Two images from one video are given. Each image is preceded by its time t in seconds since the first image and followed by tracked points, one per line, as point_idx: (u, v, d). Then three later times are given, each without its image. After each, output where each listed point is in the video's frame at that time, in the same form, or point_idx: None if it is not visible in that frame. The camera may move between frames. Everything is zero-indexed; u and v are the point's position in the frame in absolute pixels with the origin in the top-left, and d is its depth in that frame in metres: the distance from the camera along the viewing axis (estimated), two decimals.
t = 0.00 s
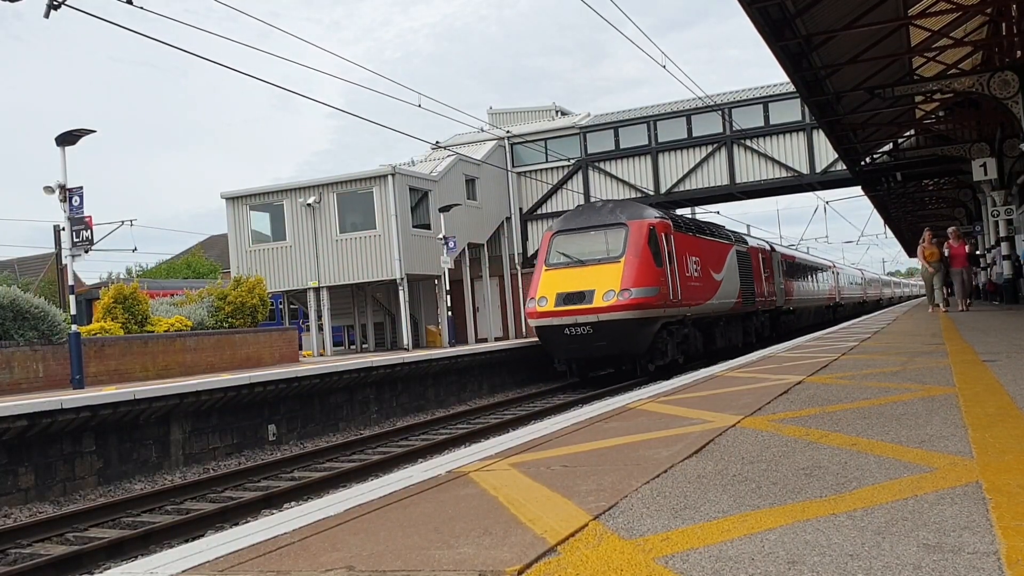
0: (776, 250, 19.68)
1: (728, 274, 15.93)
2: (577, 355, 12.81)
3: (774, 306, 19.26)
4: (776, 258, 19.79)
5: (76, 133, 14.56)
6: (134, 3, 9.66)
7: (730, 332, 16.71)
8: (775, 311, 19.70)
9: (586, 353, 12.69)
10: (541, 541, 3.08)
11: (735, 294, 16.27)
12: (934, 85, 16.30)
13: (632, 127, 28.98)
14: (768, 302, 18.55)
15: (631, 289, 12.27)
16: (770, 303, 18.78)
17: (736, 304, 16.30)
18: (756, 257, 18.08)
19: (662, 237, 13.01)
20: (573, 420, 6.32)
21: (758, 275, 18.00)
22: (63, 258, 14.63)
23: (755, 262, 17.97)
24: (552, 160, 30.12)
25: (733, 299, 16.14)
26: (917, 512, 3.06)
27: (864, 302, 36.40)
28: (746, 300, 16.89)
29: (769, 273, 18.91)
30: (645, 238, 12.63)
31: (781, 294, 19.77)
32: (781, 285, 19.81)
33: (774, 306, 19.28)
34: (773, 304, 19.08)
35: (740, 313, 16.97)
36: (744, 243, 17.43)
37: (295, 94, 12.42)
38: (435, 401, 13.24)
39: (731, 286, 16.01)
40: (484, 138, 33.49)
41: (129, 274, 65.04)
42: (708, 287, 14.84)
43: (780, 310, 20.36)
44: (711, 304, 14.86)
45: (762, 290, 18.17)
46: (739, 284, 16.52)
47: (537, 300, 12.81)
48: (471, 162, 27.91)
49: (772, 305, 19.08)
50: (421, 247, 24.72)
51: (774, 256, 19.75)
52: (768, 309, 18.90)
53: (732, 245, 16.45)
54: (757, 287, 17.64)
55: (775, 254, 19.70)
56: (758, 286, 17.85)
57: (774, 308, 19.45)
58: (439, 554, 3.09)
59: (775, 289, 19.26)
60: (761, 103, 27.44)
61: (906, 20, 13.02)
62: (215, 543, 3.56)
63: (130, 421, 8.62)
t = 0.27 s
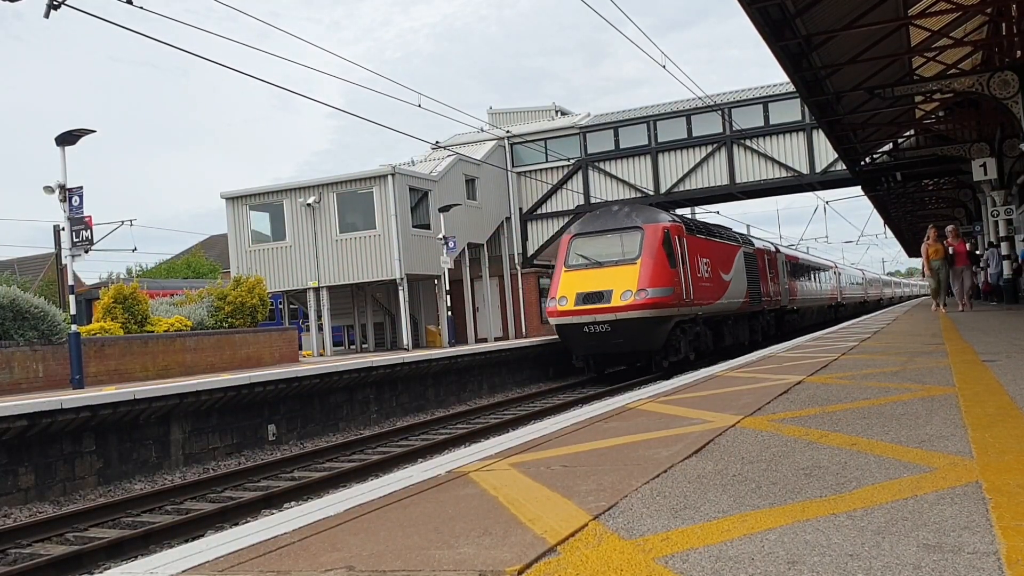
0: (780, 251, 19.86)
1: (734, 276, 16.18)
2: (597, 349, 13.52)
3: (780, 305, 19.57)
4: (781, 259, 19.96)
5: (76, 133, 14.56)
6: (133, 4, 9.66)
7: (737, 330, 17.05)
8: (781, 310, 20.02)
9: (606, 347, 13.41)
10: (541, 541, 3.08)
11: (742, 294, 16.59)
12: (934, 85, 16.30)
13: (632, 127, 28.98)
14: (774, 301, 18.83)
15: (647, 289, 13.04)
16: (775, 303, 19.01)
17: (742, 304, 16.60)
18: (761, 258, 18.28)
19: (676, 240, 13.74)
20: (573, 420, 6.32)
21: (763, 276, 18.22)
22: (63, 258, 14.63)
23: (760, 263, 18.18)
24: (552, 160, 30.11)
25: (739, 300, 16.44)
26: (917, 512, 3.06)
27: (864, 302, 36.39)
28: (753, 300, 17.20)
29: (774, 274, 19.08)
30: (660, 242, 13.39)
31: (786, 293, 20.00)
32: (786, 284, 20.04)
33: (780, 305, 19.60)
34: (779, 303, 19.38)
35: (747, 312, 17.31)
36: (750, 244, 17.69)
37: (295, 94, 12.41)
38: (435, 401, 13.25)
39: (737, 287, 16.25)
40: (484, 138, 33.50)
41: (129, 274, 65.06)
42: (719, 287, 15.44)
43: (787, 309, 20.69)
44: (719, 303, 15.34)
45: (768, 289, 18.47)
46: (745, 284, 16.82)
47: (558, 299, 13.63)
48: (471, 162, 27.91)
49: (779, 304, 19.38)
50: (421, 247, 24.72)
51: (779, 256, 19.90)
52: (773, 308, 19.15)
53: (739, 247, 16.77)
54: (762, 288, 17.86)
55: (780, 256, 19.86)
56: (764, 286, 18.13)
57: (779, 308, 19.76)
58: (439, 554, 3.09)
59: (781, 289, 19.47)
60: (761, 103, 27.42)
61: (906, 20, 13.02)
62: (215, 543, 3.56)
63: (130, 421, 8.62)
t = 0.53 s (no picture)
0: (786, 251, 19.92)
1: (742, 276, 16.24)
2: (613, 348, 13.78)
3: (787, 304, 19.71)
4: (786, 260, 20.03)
5: (76, 133, 14.55)
6: (133, 4, 9.67)
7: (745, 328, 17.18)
8: (787, 308, 20.14)
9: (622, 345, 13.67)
10: (541, 541, 3.07)
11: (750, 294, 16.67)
12: (934, 85, 16.30)
13: (632, 127, 28.98)
14: (780, 300, 18.94)
15: (662, 288, 13.27)
16: (781, 303, 19.07)
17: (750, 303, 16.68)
18: (767, 258, 18.33)
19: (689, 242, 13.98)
20: (573, 420, 6.31)
21: (770, 276, 18.28)
22: (63, 258, 14.63)
23: (767, 264, 18.24)
24: (551, 160, 30.10)
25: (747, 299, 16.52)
26: (917, 512, 3.06)
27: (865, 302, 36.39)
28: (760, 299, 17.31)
29: (780, 275, 19.13)
30: (673, 243, 13.63)
31: (792, 293, 20.10)
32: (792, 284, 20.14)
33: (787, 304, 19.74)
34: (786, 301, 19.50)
35: (755, 311, 17.44)
36: (757, 245, 17.76)
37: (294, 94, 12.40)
38: (435, 401, 13.25)
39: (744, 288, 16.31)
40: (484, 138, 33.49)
41: (129, 274, 65.07)
42: (730, 287, 15.59)
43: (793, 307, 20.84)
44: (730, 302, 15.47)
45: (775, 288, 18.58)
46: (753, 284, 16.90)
47: (576, 299, 13.91)
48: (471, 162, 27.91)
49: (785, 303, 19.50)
50: (421, 247, 24.71)
51: (784, 257, 19.95)
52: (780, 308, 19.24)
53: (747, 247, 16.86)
54: (768, 288, 17.92)
55: (785, 257, 19.92)
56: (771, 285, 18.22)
57: (786, 307, 19.87)
58: (439, 553, 3.09)
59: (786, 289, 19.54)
60: (761, 103, 27.40)
61: (906, 19, 13.01)
62: (215, 543, 3.55)
63: (130, 420, 8.62)
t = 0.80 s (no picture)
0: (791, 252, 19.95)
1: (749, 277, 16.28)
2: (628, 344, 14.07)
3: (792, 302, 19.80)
4: (790, 260, 20.06)
5: (76, 133, 14.55)
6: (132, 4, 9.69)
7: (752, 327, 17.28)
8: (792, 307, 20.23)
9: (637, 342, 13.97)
10: (541, 541, 3.07)
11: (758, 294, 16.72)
12: (934, 85, 16.30)
13: (632, 127, 28.98)
14: (786, 300, 19.00)
15: (676, 288, 13.52)
16: (786, 303, 19.11)
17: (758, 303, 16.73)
18: (773, 258, 18.37)
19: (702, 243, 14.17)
20: (573, 420, 6.31)
21: (776, 276, 18.32)
22: (63, 258, 14.63)
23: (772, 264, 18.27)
24: (552, 160, 30.09)
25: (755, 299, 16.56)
26: (917, 512, 3.06)
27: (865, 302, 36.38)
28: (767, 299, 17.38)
29: (785, 275, 19.16)
30: (686, 244, 13.85)
31: (796, 292, 20.16)
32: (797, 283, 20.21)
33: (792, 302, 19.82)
34: (791, 300, 19.58)
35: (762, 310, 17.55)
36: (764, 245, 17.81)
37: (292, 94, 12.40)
38: (435, 401, 13.25)
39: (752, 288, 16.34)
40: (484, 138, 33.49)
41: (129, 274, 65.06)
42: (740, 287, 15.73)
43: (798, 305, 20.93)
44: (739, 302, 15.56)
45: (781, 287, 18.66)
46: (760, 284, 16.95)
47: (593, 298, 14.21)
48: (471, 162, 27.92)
49: (790, 302, 19.57)
50: (421, 247, 24.72)
51: (789, 258, 19.98)
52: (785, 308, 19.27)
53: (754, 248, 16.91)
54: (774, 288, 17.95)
55: (790, 258, 19.95)
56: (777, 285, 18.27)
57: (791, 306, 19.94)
58: (439, 553, 3.09)
59: (791, 289, 19.57)
60: (761, 103, 27.37)
61: (905, 19, 13.01)
62: (215, 543, 3.55)
63: (130, 420, 8.62)
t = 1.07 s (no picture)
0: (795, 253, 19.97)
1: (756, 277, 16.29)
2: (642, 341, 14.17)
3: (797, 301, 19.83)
4: (794, 261, 20.08)
5: (76, 133, 14.55)
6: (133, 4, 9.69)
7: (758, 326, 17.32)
8: (797, 306, 20.27)
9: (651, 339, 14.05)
10: (541, 541, 3.07)
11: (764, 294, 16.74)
12: (934, 85, 16.30)
13: (632, 127, 28.97)
14: (791, 300, 19.04)
15: (689, 289, 13.59)
16: (791, 303, 19.13)
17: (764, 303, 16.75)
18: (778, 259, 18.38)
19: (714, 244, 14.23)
20: (573, 420, 6.31)
21: (781, 276, 18.34)
22: (63, 258, 14.63)
23: (778, 265, 18.29)
24: (552, 160, 30.08)
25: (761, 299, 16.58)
26: (917, 512, 3.06)
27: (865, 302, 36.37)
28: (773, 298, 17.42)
29: (789, 275, 19.17)
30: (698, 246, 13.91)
31: (800, 292, 20.19)
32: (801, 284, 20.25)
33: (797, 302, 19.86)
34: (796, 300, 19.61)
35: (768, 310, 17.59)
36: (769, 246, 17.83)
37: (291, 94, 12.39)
38: (436, 401, 13.25)
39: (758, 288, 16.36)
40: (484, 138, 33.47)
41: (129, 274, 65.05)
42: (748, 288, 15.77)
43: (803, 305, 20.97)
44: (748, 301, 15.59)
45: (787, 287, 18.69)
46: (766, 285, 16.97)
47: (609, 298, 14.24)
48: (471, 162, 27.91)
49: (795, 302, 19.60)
50: (421, 247, 24.72)
51: (793, 259, 19.99)
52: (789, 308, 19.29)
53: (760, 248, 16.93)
54: (779, 288, 17.97)
55: (794, 258, 19.96)
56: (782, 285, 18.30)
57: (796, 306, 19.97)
58: (439, 554, 3.09)
59: (796, 289, 19.60)
60: (761, 103, 27.36)
61: (905, 19, 13.00)
62: (215, 543, 3.55)
63: (130, 420, 8.62)
